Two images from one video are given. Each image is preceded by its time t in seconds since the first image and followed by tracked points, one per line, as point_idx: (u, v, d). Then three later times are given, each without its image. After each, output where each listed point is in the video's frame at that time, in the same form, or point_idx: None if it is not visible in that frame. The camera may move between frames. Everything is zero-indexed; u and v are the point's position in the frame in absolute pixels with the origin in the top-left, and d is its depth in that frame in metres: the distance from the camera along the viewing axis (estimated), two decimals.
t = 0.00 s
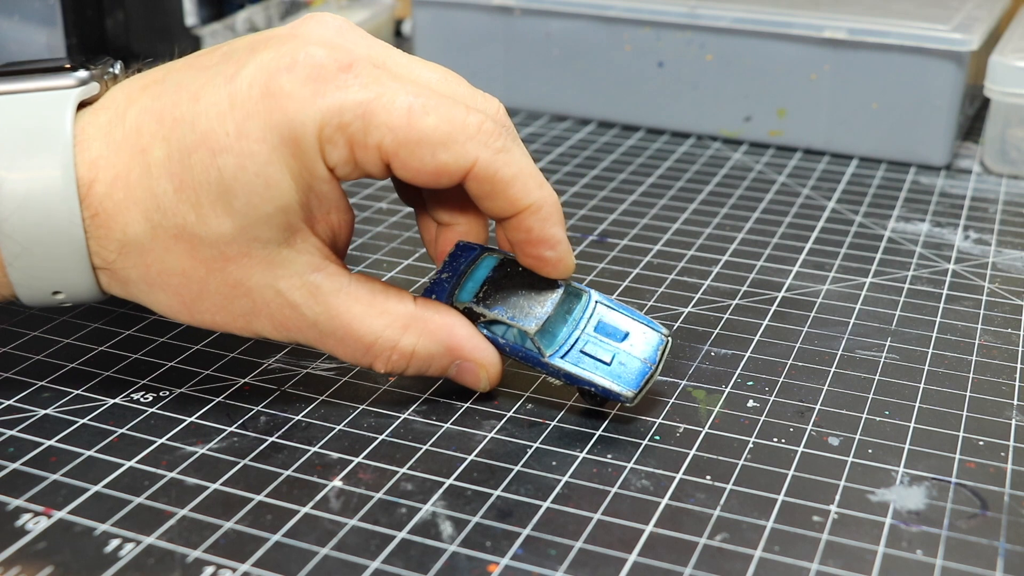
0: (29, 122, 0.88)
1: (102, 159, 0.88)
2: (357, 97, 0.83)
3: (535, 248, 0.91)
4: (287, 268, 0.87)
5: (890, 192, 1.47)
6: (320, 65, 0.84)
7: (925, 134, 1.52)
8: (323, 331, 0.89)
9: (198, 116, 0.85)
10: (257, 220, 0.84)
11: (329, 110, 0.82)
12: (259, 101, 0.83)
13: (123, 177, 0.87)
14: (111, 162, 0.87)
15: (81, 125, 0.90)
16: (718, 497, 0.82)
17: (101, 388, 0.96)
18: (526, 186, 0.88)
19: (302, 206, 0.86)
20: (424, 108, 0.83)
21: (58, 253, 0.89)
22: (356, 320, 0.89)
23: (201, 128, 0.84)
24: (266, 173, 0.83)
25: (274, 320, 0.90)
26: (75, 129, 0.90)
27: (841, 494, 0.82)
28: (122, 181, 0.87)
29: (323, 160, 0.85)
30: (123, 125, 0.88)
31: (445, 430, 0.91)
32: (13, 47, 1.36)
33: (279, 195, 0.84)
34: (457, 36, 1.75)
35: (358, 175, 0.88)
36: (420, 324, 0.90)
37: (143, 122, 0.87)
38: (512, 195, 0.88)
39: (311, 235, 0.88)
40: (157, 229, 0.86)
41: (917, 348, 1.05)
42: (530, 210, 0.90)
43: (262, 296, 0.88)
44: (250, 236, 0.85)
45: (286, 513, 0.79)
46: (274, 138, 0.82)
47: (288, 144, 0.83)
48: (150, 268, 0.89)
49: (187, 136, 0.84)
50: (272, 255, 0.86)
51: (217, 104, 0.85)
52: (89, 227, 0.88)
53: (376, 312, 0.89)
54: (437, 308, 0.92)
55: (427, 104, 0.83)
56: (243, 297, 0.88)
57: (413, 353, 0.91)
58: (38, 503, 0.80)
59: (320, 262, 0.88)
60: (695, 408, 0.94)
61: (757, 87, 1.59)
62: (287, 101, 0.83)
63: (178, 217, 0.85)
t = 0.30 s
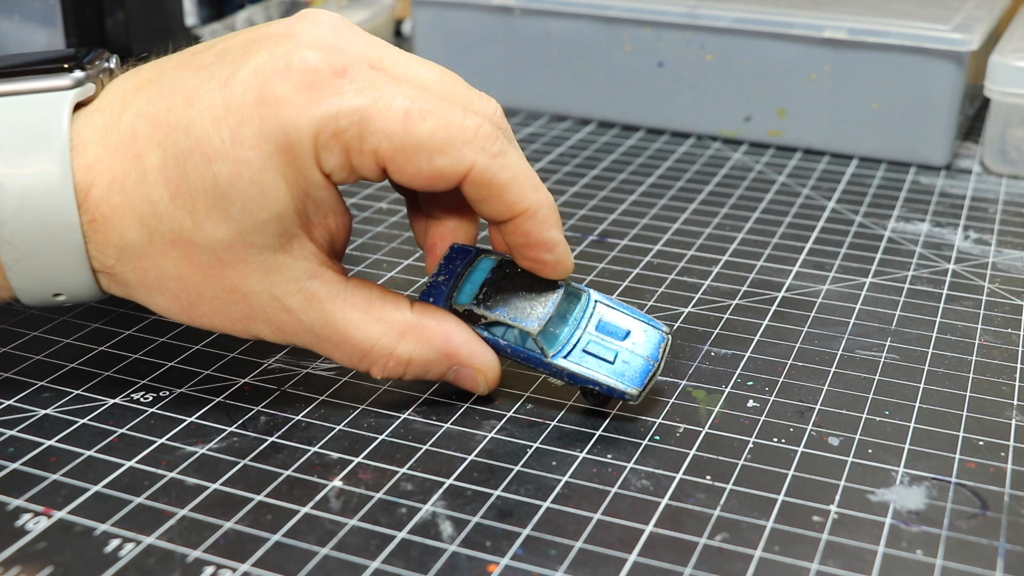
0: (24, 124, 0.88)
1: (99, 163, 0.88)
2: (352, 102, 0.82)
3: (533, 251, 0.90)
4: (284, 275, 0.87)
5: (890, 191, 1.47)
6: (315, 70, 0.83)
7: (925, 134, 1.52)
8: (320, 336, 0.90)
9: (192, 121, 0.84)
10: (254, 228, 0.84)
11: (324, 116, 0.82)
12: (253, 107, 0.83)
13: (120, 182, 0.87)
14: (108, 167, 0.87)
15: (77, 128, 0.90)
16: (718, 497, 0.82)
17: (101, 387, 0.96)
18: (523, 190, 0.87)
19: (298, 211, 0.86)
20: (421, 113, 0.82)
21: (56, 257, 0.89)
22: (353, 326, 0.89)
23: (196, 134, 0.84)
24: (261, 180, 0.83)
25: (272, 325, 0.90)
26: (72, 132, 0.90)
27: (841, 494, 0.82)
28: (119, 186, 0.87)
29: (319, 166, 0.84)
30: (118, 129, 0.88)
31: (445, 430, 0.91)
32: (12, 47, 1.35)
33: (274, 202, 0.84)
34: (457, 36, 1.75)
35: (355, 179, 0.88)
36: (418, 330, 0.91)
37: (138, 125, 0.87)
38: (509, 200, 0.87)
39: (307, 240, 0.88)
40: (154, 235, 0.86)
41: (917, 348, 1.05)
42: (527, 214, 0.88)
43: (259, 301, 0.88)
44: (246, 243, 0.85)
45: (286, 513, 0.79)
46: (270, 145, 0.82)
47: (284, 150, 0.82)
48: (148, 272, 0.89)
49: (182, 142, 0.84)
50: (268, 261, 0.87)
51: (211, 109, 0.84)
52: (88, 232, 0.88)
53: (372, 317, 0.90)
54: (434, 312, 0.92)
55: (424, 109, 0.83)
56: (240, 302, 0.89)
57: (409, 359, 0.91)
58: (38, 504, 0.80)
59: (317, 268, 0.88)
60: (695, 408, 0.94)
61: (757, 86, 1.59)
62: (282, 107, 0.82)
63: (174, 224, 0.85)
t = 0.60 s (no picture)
0: (21, 129, 0.88)
1: (96, 169, 0.88)
2: (348, 109, 0.82)
3: (533, 253, 0.90)
4: (282, 280, 0.87)
5: (890, 192, 1.47)
6: (310, 76, 0.83)
7: (925, 134, 1.52)
8: (319, 340, 0.90)
9: (188, 128, 0.84)
10: (251, 234, 0.84)
11: (320, 124, 0.81)
12: (249, 114, 0.83)
13: (117, 189, 0.87)
14: (105, 173, 0.87)
15: (74, 132, 0.90)
16: (718, 497, 0.82)
17: (101, 388, 0.96)
18: (521, 194, 0.87)
19: (295, 217, 0.86)
20: (418, 119, 0.82)
21: (56, 261, 0.89)
22: (351, 330, 0.89)
23: (191, 141, 0.84)
24: (257, 187, 0.83)
25: (271, 329, 0.90)
26: (69, 137, 0.89)
27: (841, 494, 0.82)
28: (117, 193, 0.87)
29: (315, 173, 0.84)
30: (114, 134, 0.88)
31: (445, 430, 0.91)
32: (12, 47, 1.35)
33: (271, 208, 0.84)
34: (457, 36, 1.75)
35: (353, 184, 0.88)
36: (417, 333, 0.91)
37: (135, 132, 0.87)
38: (507, 205, 0.87)
39: (305, 245, 0.88)
40: (152, 241, 0.87)
41: (917, 348, 1.05)
42: (526, 218, 0.88)
43: (258, 306, 0.88)
44: (243, 249, 0.85)
45: (286, 513, 0.79)
46: (266, 152, 0.82)
47: (280, 158, 0.82)
48: (147, 277, 0.89)
49: (178, 149, 0.84)
50: (265, 266, 0.87)
51: (206, 116, 0.84)
52: (87, 237, 0.89)
53: (370, 321, 0.90)
54: (434, 315, 0.93)
55: (420, 115, 0.82)
56: (239, 307, 0.89)
57: (408, 362, 0.91)
58: (38, 504, 0.80)
59: (314, 272, 0.88)
60: (695, 408, 0.94)
61: (757, 86, 1.59)
62: (277, 114, 0.82)
63: (172, 230, 0.85)
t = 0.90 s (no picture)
0: (25, 131, 0.88)
1: (100, 171, 0.87)
2: (351, 112, 0.81)
3: (537, 254, 0.90)
4: (285, 282, 0.87)
5: (890, 192, 1.47)
6: (313, 79, 0.83)
7: (925, 134, 1.52)
8: (323, 341, 0.90)
9: (191, 130, 0.84)
10: (255, 236, 0.84)
11: (322, 126, 0.81)
12: (252, 116, 0.83)
13: (121, 191, 0.87)
14: (108, 175, 0.87)
15: (77, 134, 0.90)
16: (718, 497, 0.82)
17: (101, 388, 0.96)
18: (524, 196, 0.87)
19: (299, 219, 0.86)
20: (421, 121, 0.82)
21: (59, 263, 0.89)
22: (356, 331, 0.90)
23: (194, 143, 0.84)
24: (261, 189, 0.83)
25: (275, 329, 0.90)
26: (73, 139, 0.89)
27: (841, 494, 0.82)
28: (120, 195, 0.87)
29: (318, 176, 0.84)
30: (117, 136, 0.88)
31: (445, 430, 0.91)
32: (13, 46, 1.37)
33: (274, 210, 0.84)
34: (457, 36, 1.75)
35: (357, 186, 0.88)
36: (422, 334, 0.91)
37: (138, 134, 0.87)
38: (511, 206, 0.87)
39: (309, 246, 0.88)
40: (156, 243, 0.87)
41: (917, 348, 1.05)
42: (529, 220, 0.88)
43: (262, 307, 0.88)
44: (247, 250, 0.85)
45: (286, 513, 0.79)
46: (270, 154, 0.82)
47: (283, 160, 0.82)
48: (151, 279, 0.89)
49: (181, 151, 0.84)
50: (269, 267, 0.87)
51: (209, 119, 0.84)
52: (90, 239, 0.89)
53: (374, 323, 0.90)
54: (438, 316, 0.92)
55: (423, 117, 0.82)
56: (243, 308, 0.89)
57: (413, 362, 0.91)
58: (38, 504, 0.80)
59: (318, 273, 0.88)
60: (695, 408, 0.94)
61: (757, 86, 1.59)
62: (281, 116, 0.82)
63: (176, 232, 0.85)
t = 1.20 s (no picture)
0: (27, 131, 0.88)
1: (101, 171, 0.88)
2: (353, 111, 0.81)
3: (541, 257, 0.90)
4: (287, 279, 0.87)
5: (890, 192, 1.47)
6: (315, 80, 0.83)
7: (925, 134, 1.52)
8: (326, 335, 0.90)
9: (192, 130, 0.84)
10: (256, 235, 0.84)
11: (323, 127, 0.81)
12: (255, 117, 0.83)
13: (122, 190, 0.87)
14: (109, 175, 0.87)
15: (79, 135, 0.90)
16: (718, 497, 0.82)
17: (101, 388, 0.96)
18: (526, 196, 0.87)
19: (300, 219, 0.86)
20: (422, 121, 0.82)
21: (59, 262, 0.89)
22: (359, 325, 0.90)
23: (196, 143, 0.84)
24: (262, 188, 0.83)
25: (278, 326, 0.90)
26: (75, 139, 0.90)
27: (841, 494, 0.82)
28: (121, 194, 0.87)
29: (319, 175, 0.84)
30: (120, 136, 0.88)
31: (445, 430, 0.91)
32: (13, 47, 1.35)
33: (275, 210, 0.84)
34: (457, 36, 1.75)
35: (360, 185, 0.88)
36: (425, 325, 0.91)
37: (140, 134, 0.87)
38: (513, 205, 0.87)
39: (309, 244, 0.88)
40: (157, 242, 0.87)
41: (917, 348, 1.05)
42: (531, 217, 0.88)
43: (265, 304, 0.89)
44: (248, 249, 0.85)
45: (286, 513, 0.79)
46: (271, 155, 0.82)
47: (284, 160, 0.82)
48: (152, 277, 0.89)
49: (183, 151, 0.84)
50: (270, 264, 0.87)
51: (211, 119, 0.84)
52: (91, 239, 0.89)
53: (377, 316, 0.90)
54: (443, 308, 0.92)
55: (424, 117, 0.82)
56: (245, 306, 0.89)
57: (417, 349, 0.92)
58: (38, 504, 0.80)
59: (320, 269, 0.88)
60: (695, 408, 0.94)
61: (757, 86, 1.59)
62: (283, 117, 0.82)
63: (177, 232, 0.85)
